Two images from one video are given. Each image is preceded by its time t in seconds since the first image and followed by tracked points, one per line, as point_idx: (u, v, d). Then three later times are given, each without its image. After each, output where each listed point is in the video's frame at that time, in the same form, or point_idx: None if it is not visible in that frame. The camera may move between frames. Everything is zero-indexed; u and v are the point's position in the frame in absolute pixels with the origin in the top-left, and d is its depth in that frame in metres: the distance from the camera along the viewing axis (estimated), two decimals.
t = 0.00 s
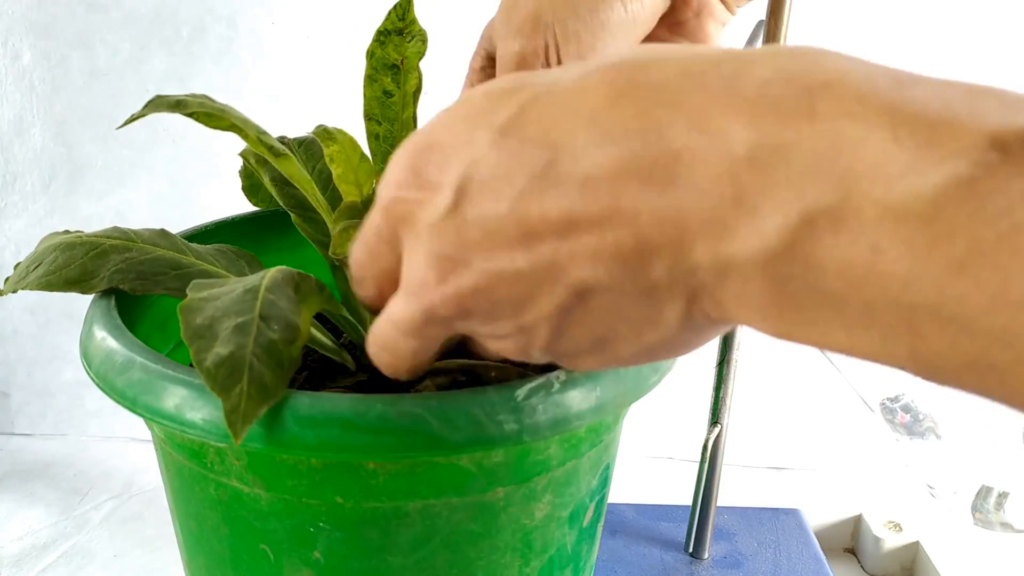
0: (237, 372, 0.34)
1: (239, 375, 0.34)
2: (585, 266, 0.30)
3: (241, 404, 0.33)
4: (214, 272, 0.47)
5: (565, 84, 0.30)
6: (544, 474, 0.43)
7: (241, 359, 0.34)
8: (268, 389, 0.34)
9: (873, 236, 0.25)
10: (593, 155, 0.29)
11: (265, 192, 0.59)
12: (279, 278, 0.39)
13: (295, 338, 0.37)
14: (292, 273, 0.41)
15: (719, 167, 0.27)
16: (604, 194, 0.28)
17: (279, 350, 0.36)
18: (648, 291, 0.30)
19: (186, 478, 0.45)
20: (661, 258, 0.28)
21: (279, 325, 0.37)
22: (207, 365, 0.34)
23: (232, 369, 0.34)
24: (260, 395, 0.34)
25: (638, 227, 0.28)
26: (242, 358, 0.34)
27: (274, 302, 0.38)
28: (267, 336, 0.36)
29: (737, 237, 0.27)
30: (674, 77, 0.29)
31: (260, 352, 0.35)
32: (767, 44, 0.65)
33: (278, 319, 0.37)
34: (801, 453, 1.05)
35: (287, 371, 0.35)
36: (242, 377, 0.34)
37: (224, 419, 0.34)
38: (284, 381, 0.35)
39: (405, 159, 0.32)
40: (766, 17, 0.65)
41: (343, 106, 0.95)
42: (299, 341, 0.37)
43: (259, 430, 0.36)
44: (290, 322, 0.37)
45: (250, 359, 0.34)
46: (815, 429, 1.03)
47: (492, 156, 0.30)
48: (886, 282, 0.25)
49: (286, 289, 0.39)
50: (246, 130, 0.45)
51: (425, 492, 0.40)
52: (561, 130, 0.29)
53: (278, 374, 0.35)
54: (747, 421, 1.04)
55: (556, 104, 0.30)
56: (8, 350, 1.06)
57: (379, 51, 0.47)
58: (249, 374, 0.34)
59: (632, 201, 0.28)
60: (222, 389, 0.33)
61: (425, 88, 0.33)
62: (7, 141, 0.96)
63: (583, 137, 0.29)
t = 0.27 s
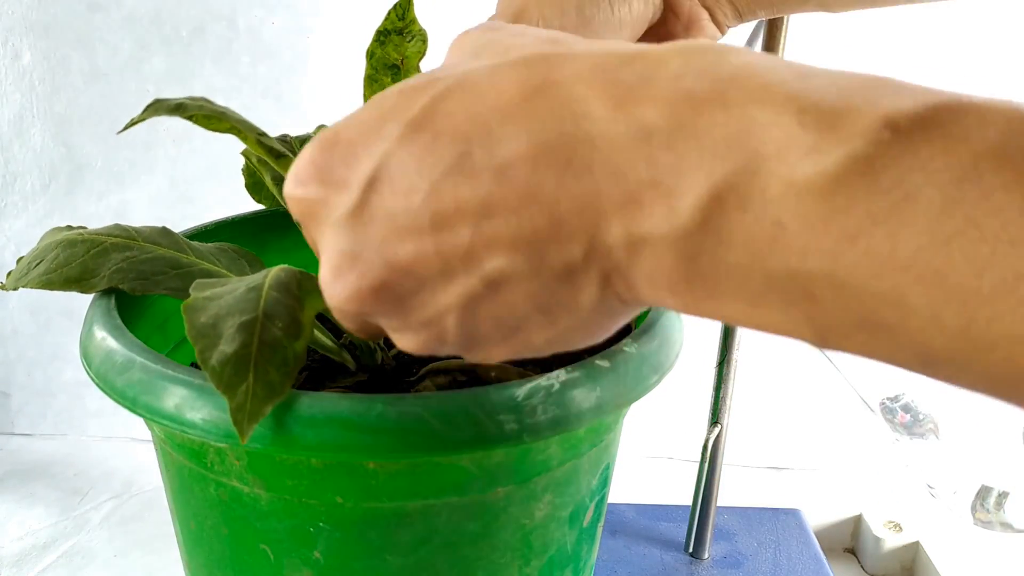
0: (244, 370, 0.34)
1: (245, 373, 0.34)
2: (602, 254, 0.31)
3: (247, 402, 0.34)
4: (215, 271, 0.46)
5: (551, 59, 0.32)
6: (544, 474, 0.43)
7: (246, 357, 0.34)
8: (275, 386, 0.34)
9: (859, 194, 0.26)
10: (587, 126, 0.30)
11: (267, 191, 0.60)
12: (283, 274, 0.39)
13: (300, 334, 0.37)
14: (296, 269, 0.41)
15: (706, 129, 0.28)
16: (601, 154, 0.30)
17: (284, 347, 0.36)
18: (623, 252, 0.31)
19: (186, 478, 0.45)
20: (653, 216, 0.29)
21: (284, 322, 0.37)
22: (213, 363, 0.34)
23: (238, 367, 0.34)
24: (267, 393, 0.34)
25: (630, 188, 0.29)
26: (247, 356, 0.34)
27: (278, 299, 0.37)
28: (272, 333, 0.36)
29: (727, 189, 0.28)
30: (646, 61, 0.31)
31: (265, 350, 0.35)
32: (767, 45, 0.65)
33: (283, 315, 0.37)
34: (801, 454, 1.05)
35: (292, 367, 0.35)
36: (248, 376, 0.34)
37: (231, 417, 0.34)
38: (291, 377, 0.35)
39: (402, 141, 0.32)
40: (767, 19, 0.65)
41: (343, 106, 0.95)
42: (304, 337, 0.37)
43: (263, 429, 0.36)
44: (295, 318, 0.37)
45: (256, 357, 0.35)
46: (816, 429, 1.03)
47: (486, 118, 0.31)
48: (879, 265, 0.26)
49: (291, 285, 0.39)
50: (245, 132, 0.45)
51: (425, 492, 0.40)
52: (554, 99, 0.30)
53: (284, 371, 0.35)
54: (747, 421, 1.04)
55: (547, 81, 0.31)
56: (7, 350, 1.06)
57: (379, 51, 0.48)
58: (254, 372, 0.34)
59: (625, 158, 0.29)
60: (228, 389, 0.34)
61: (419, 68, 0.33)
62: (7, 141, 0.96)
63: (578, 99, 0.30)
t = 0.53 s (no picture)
0: (244, 374, 0.34)
1: (245, 377, 0.34)
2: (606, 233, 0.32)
3: (247, 405, 0.34)
4: (214, 272, 0.47)
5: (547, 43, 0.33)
6: (544, 474, 0.43)
7: (246, 361, 0.34)
8: (275, 389, 0.34)
9: (853, 171, 0.27)
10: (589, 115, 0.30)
11: (265, 191, 0.61)
12: (281, 279, 0.39)
13: (298, 338, 0.37)
14: (294, 273, 0.41)
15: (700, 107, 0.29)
16: (600, 127, 0.30)
17: (284, 351, 0.36)
18: (628, 230, 0.32)
19: (186, 478, 0.45)
20: (650, 185, 0.30)
21: (282, 325, 0.37)
22: (213, 367, 0.34)
23: (238, 371, 0.34)
24: (268, 396, 0.34)
25: (626, 159, 0.30)
26: (247, 360, 0.34)
27: (277, 303, 0.38)
28: (271, 337, 0.36)
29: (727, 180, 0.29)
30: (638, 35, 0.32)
31: (265, 354, 0.35)
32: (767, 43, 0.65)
33: (282, 319, 0.37)
34: (800, 454, 1.05)
35: (292, 371, 0.35)
36: (248, 379, 0.34)
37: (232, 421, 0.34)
38: (291, 380, 0.35)
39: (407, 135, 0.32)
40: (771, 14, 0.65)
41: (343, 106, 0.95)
42: (302, 341, 0.37)
43: (264, 431, 0.36)
44: (293, 322, 0.37)
45: (256, 361, 0.35)
46: (816, 429, 1.03)
47: (486, 92, 0.31)
48: (872, 245, 0.27)
49: (289, 289, 0.39)
50: (244, 132, 0.45)
51: (425, 492, 0.40)
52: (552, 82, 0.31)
53: (284, 374, 0.35)
54: (747, 421, 1.04)
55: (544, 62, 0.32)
56: (7, 350, 1.06)
57: (379, 51, 0.49)
58: (255, 376, 0.34)
59: (625, 137, 0.30)
60: (229, 392, 0.34)
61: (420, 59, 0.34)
62: (7, 141, 0.96)
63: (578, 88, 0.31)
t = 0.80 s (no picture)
0: (243, 373, 0.34)
1: (245, 376, 0.34)
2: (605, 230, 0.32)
3: (247, 404, 0.33)
4: (216, 271, 0.47)
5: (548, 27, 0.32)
6: (544, 474, 0.43)
7: (245, 360, 0.34)
8: (275, 388, 0.34)
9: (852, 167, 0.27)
10: (591, 114, 0.30)
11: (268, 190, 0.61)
12: (283, 278, 0.39)
13: (299, 337, 0.37)
14: (296, 272, 0.41)
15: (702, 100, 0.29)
16: (599, 124, 0.30)
17: (284, 350, 0.36)
18: (627, 227, 0.32)
19: (186, 478, 0.45)
20: (650, 182, 0.30)
21: (283, 324, 0.37)
22: (213, 366, 0.34)
23: (238, 370, 0.34)
24: (267, 395, 0.34)
25: (626, 155, 0.30)
26: (247, 359, 0.34)
27: (278, 302, 0.38)
28: (272, 336, 0.36)
29: (731, 177, 0.29)
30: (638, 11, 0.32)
31: (265, 353, 0.35)
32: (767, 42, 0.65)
33: (282, 318, 0.37)
34: (801, 454, 1.05)
35: (292, 370, 0.35)
36: (247, 378, 0.34)
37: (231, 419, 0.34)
38: (291, 379, 0.35)
39: (408, 131, 0.32)
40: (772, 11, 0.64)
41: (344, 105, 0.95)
42: (303, 340, 0.37)
43: (264, 431, 0.36)
44: (294, 321, 0.37)
45: (255, 360, 0.35)
46: (816, 429, 1.03)
47: (486, 88, 0.31)
48: (873, 238, 0.27)
49: (290, 288, 0.39)
50: (248, 131, 0.45)
51: (425, 492, 0.40)
52: (554, 76, 0.31)
53: (284, 373, 0.35)
54: (747, 421, 1.04)
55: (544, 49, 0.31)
56: (7, 350, 1.06)
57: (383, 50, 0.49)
58: (254, 375, 0.34)
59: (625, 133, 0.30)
60: (228, 391, 0.34)
61: (424, 53, 0.33)
62: (7, 141, 0.96)
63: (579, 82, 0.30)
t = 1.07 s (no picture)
0: (242, 373, 0.34)
1: (243, 375, 0.34)
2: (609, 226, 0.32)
3: (245, 404, 0.34)
4: (216, 271, 0.47)
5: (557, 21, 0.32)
6: (544, 474, 0.43)
7: (244, 360, 0.35)
8: (273, 388, 0.35)
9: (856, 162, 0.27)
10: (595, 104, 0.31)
11: (268, 190, 0.61)
12: (283, 277, 0.39)
13: (299, 336, 0.37)
14: (296, 271, 0.41)
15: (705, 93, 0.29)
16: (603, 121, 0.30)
17: (283, 349, 0.36)
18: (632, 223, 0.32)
19: (186, 478, 0.45)
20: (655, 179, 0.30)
21: (283, 324, 0.37)
22: (212, 365, 0.34)
23: (236, 369, 0.34)
24: (265, 395, 0.34)
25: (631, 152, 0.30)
26: (246, 359, 0.35)
27: (278, 302, 0.38)
28: (271, 335, 0.36)
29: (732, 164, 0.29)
30: None
31: (264, 352, 0.35)
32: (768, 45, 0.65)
33: (282, 318, 0.37)
34: (801, 454, 1.05)
35: (291, 371, 0.35)
36: (246, 378, 0.34)
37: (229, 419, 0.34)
38: (290, 380, 0.35)
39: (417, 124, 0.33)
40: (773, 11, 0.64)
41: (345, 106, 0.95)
42: (302, 339, 0.37)
43: (262, 431, 0.36)
44: (295, 320, 0.37)
45: (254, 360, 0.35)
46: (816, 429, 1.03)
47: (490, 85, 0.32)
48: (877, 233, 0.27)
49: (291, 287, 0.39)
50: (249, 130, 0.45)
51: (425, 492, 0.40)
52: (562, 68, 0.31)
53: (283, 373, 0.35)
54: (747, 421, 1.04)
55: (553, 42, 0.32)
56: (7, 350, 1.06)
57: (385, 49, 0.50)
58: (253, 376, 0.34)
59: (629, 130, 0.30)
60: (226, 391, 0.34)
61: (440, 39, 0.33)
62: (8, 141, 0.96)
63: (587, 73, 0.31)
